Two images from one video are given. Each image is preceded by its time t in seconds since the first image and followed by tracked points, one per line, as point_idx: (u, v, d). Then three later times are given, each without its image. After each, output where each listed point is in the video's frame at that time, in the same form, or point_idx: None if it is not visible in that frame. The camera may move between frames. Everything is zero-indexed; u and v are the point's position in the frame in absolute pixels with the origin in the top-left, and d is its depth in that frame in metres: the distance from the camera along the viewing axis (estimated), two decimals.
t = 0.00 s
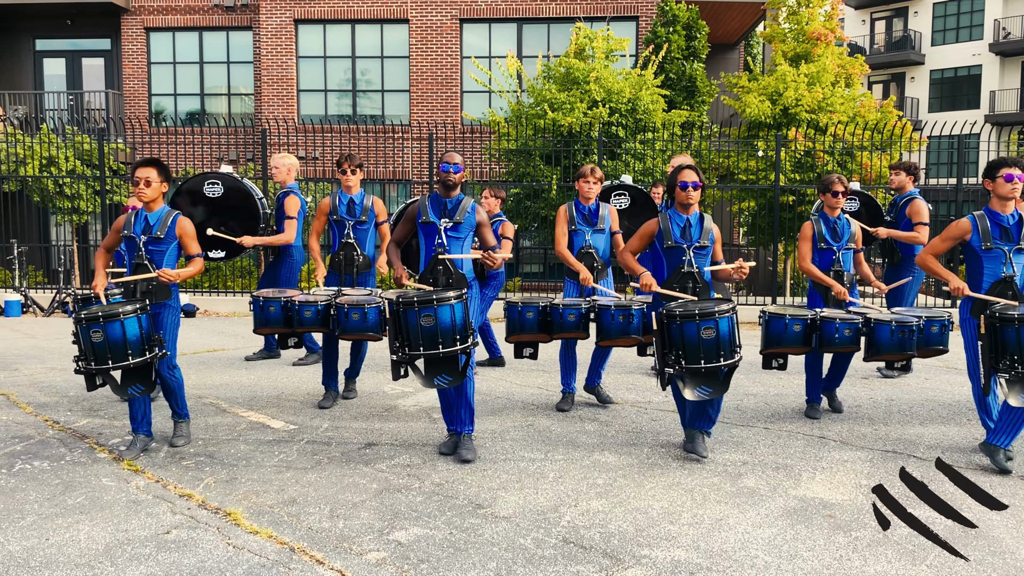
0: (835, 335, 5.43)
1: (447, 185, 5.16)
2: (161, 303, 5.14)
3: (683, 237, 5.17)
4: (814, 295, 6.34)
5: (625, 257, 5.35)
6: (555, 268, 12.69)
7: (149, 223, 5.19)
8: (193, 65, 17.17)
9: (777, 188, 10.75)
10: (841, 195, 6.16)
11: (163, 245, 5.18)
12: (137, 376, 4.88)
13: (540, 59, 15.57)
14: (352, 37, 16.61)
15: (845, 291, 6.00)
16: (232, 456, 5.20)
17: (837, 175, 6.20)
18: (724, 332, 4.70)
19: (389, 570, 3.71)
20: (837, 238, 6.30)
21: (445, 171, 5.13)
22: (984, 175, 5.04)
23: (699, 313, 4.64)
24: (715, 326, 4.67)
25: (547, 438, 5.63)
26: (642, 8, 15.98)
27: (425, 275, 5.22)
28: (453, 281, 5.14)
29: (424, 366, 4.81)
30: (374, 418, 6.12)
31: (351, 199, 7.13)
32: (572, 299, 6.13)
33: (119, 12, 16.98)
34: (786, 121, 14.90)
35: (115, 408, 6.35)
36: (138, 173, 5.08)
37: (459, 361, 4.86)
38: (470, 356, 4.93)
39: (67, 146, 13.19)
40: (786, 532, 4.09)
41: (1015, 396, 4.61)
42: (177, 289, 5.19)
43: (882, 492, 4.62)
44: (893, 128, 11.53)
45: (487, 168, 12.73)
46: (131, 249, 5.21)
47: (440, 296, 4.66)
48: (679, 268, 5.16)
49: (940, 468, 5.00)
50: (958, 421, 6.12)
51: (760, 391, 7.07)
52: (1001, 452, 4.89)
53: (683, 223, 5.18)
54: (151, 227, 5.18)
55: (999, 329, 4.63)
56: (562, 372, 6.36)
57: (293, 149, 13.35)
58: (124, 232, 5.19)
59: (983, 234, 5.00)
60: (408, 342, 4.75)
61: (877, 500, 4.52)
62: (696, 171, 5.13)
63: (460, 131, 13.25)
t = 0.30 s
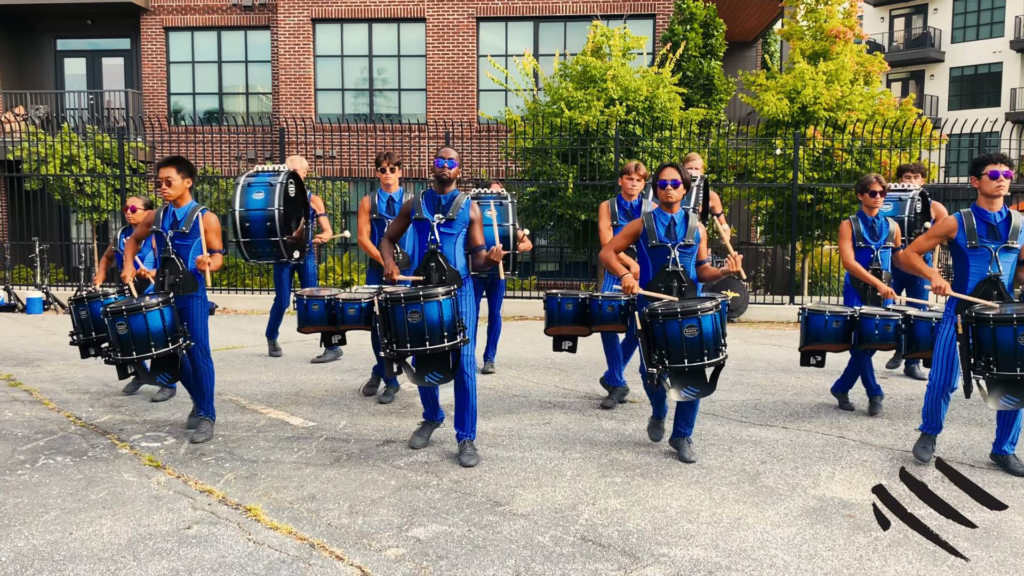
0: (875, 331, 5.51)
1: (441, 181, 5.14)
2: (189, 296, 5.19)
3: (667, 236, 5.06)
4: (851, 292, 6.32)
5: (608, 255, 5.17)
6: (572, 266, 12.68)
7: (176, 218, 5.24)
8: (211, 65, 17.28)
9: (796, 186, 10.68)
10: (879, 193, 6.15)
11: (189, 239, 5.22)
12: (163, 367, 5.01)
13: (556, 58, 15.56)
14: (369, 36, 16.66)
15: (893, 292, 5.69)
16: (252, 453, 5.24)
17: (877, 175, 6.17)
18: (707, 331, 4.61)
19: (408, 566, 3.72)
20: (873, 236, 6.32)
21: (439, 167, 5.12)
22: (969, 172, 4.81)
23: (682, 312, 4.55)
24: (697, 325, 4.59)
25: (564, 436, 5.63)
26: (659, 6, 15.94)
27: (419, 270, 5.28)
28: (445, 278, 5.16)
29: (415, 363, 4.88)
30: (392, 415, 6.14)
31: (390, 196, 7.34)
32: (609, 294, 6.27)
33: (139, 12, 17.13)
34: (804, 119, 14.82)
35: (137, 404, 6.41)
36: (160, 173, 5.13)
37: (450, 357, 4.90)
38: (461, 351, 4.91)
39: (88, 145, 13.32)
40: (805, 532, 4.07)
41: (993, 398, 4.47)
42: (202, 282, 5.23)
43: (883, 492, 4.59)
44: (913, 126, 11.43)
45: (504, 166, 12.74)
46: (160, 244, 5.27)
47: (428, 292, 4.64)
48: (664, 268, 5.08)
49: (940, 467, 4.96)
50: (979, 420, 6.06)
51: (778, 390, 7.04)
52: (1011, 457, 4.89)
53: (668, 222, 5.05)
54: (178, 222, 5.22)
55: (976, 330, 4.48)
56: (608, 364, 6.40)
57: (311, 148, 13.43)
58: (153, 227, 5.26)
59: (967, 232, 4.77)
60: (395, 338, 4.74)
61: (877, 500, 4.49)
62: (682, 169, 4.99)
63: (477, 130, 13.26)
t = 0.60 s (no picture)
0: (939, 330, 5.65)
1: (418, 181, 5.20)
2: (196, 288, 5.47)
3: (634, 235, 5.06)
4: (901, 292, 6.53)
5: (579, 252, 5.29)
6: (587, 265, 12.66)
7: (183, 215, 5.55)
8: (228, 64, 17.38)
9: (812, 184, 10.63)
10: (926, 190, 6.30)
11: (196, 234, 5.52)
12: (171, 354, 5.31)
13: (571, 56, 15.55)
14: (384, 35, 16.70)
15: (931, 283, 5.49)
16: (270, 449, 5.28)
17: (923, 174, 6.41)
18: (671, 332, 4.58)
19: (425, 563, 3.73)
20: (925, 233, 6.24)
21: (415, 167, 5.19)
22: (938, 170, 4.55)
23: (646, 312, 4.51)
24: (661, 325, 4.54)
25: (580, 435, 5.63)
26: (674, 4, 15.88)
27: (397, 268, 5.28)
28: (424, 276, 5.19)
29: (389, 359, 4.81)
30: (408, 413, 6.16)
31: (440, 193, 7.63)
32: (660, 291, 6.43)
33: (156, 11, 17.25)
34: (821, 117, 14.74)
35: (155, 401, 6.46)
36: (160, 180, 5.38)
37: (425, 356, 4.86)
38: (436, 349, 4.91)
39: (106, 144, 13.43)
40: (823, 531, 4.06)
41: (953, 400, 4.36)
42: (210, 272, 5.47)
43: (883, 492, 4.56)
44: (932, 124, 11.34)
45: (519, 164, 12.74)
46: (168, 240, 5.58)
47: (407, 291, 4.64)
48: (630, 267, 5.07)
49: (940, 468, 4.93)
50: (998, 420, 6.01)
51: (795, 389, 7.01)
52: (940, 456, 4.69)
53: (634, 221, 5.08)
54: (184, 218, 5.53)
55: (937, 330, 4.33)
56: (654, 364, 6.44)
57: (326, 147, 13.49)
58: (161, 224, 5.57)
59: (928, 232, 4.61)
60: (372, 333, 4.73)
61: (878, 501, 4.44)
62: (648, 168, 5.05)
63: (491, 128, 13.27)
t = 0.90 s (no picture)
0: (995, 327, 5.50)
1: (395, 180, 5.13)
2: (187, 285, 5.70)
3: (596, 233, 5.01)
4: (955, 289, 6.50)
5: (541, 255, 5.19)
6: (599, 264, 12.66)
7: (175, 212, 5.74)
8: (241, 63, 17.45)
9: (827, 183, 10.58)
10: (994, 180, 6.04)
11: (186, 232, 5.71)
12: (160, 349, 5.67)
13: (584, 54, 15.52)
14: (397, 33, 16.73)
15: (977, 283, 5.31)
16: (284, 446, 5.30)
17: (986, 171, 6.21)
18: (625, 333, 4.55)
19: (439, 560, 3.74)
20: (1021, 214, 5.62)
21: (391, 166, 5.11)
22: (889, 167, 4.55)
23: (598, 312, 4.49)
24: (615, 326, 4.52)
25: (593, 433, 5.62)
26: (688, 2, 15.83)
27: (374, 267, 5.25)
28: (401, 276, 5.16)
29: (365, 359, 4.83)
30: (421, 411, 6.18)
31: (495, 191, 7.78)
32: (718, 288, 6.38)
33: (171, 11, 17.35)
34: (836, 115, 14.68)
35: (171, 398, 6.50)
36: (160, 170, 5.60)
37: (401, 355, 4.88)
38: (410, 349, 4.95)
39: (122, 142, 13.53)
40: (838, 531, 4.04)
41: (900, 404, 4.25)
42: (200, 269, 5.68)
43: (882, 491, 4.54)
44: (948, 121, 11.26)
45: (531, 162, 12.74)
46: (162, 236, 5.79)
47: (380, 294, 4.65)
48: (591, 265, 5.03)
49: (940, 468, 4.90)
50: (1015, 421, 5.97)
51: (810, 388, 6.98)
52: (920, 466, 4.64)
53: (597, 219, 5.01)
54: (176, 216, 5.72)
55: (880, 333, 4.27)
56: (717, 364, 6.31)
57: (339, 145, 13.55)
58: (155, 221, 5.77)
59: (883, 231, 4.61)
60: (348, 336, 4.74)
61: (877, 501, 4.43)
62: (610, 166, 4.99)
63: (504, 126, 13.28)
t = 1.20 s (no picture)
0: None
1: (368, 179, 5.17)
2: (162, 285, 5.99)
3: (551, 233, 4.94)
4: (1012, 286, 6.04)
5: (498, 254, 5.12)
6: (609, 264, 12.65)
7: (155, 213, 6.09)
8: (252, 63, 17.51)
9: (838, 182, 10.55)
10: None
11: (166, 232, 6.05)
12: (136, 345, 5.75)
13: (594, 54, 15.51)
14: (407, 33, 16.74)
15: None
16: (295, 446, 5.32)
17: None
18: (574, 333, 4.49)
19: (450, 560, 3.75)
20: None
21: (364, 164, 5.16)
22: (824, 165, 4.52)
23: (547, 312, 4.43)
24: (564, 325, 4.46)
25: (603, 433, 5.61)
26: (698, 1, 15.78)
27: (348, 266, 5.25)
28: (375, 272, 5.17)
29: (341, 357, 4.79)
30: (431, 411, 6.18)
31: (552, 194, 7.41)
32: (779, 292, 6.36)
33: (182, 11, 17.43)
34: (847, 114, 14.62)
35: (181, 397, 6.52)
36: (143, 172, 5.96)
37: (375, 353, 4.84)
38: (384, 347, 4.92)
39: (133, 143, 13.60)
40: (849, 532, 4.02)
41: (829, 404, 4.26)
42: (178, 271, 5.98)
43: (882, 491, 4.54)
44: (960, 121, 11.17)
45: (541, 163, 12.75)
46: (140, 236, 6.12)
47: (352, 292, 4.63)
48: (545, 265, 4.96)
49: (940, 468, 4.90)
50: None
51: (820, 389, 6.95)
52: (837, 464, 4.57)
53: (552, 218, 4.95)
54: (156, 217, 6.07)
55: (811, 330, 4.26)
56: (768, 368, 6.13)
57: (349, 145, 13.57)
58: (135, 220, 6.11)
59: (820, 230, 4.56)
60: (320, 334, 4.73)
61: (877, 500, 4.44)
62: (566, 167, 4.80)
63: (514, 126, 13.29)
